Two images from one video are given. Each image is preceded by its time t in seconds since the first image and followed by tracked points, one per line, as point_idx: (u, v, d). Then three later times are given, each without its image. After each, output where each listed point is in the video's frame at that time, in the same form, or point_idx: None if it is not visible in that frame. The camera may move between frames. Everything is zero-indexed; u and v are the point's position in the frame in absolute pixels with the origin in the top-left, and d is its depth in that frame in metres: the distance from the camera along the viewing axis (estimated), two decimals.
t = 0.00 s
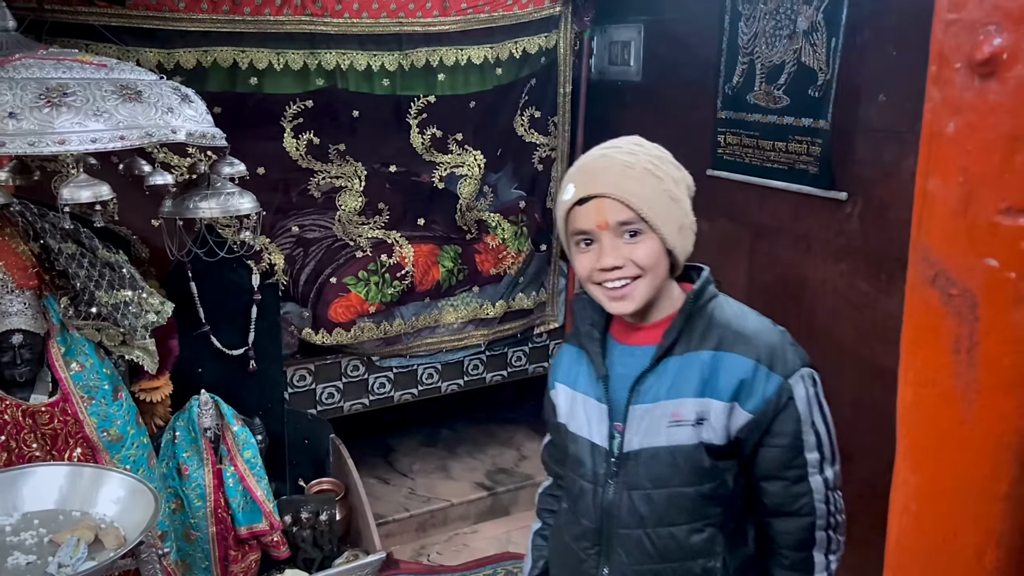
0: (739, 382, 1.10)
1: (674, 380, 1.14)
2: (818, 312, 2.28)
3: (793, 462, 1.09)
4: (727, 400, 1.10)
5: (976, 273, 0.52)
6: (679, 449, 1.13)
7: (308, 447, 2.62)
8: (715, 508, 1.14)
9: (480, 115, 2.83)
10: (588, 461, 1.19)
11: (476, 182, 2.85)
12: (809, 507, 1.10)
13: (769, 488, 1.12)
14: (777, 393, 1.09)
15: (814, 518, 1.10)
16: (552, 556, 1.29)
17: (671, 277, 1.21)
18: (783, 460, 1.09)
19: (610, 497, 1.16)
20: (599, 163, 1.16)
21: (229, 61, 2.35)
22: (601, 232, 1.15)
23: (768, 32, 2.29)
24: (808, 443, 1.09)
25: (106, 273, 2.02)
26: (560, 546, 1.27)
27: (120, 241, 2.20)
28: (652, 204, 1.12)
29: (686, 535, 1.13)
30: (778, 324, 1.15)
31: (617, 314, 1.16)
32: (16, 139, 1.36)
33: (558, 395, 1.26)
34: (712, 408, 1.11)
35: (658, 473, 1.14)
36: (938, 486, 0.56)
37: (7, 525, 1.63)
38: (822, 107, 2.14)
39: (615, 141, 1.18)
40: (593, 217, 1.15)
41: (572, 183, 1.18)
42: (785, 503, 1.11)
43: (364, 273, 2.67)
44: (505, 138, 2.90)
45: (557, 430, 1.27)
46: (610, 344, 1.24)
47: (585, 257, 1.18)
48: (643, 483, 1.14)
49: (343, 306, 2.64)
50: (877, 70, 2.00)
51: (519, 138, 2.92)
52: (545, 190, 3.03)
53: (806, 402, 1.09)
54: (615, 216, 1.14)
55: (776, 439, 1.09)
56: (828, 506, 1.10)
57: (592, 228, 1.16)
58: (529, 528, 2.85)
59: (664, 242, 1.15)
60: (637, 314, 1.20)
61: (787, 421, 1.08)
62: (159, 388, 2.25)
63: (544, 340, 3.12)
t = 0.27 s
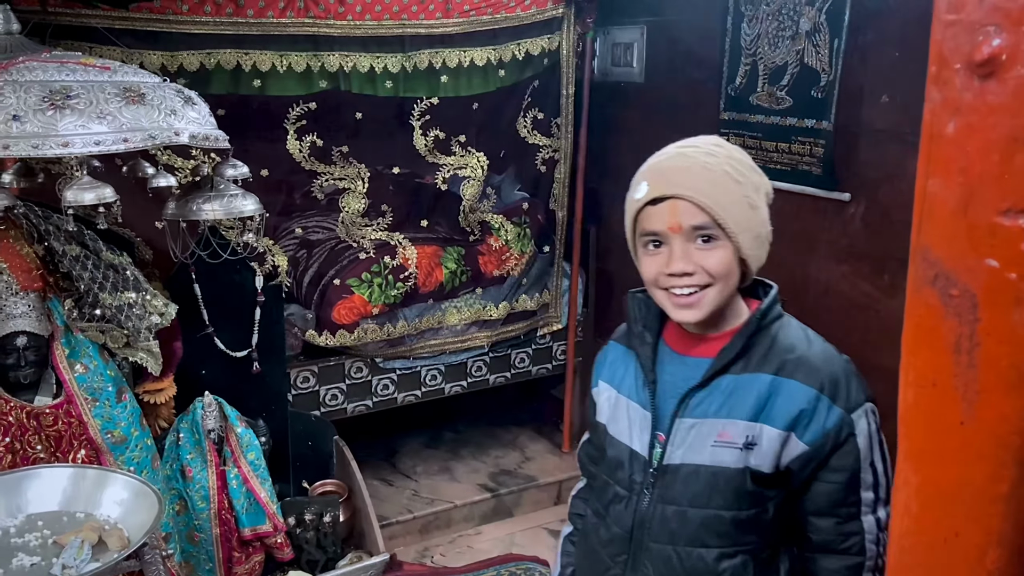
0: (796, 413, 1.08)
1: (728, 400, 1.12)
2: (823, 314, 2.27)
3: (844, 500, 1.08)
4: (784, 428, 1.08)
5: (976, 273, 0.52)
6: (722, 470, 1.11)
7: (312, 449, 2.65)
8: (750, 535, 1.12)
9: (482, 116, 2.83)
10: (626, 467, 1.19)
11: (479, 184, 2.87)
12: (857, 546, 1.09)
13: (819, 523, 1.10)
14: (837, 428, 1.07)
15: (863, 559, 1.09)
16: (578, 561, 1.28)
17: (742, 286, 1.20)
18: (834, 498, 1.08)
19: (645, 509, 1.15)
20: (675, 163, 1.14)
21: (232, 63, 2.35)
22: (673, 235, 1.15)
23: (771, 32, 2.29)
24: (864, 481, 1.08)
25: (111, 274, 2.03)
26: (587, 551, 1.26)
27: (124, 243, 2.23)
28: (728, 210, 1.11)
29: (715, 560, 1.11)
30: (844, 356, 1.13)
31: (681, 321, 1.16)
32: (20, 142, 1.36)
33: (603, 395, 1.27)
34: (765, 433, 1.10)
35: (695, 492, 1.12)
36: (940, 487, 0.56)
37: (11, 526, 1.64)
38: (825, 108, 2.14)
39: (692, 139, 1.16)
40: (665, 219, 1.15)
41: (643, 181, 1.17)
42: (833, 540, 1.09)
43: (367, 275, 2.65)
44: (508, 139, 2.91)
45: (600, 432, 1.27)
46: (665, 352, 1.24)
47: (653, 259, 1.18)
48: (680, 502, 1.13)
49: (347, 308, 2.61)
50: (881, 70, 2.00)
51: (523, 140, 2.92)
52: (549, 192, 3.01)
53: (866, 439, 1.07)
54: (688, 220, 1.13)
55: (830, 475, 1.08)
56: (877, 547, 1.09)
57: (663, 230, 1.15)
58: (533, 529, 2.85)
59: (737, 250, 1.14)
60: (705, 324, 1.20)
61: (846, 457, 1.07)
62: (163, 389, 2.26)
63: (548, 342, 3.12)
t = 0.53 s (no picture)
0: (818, 430, 1.07)
1: (748, 409, 1.12)
2: (828, 315, 2.27)
3: (861, 520, 1.06)
4: (804, 444, 1.07)
5: (982, 275, 0.51)
6: (734, 479, 1.11)
7: (317, 450, 2.63)
8: (761, 548, 1.11)
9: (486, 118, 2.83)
10: (639, 468, 1.20)
11: (483, 185, 2.88)
12: (874, 568, 1.06)
13: (834, 542, 1.08)
14: (859, 448, 1.05)
15: None
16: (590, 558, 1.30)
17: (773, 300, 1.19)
18: (851, 518, 1.06)
19: (656, 511, 1.16)
20: (718, 167, 1.13)
21: (237, 65, 2.36)
22: (710, 240, 1.13)
23: (776, 33, 2.28)
24: (885, 503, 1.05)
25: (116, 277, 2.03)
26: (598, 547, 1.27)
27: (130, 245, 2.25)
28: (769, 217, 1.10)
29: (720, 569, 1.11)
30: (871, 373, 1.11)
31: (711, 329, 1.15)
32: (25, 145, 1.37)
33: (622, 393, 1.28)
34: (783, 447, 1.09)
35: (706, 500, 1.12)
36: (946, 489, 0.55)
37: (18, 527, 1.64)
38: (830, 109, 2.13)
39: (736, 143, 1.16)
40: (703, 223, 1.14)
41: (684, 183, 1.16)
42: (850, 561, 1.07)
43: (371, 276, 2.65)
44: (511, 141, 2.91)
45: (617, 429, 1.28)
46: (689, 355, 1.24)
47: (687, 263, 1.17)
48: (691, 508, 1.13)
49: (352, 309, 2.60)
50: (886, 71, 1.99)
51: (527, 141, 2.91)
52: (553, 193, 3.01)
53: (889, 460, 1.05)
54: (727, 226, 1.12)
55: (850, 494, 1.06)
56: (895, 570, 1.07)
57: (700, 233, 1.14)
58: (537, 531, 2.85)
59: (774, 259, 1.13)
60: (735, 334, 1.18)
61: (866, 477, 1.05)
62: (169, 392, 2.26)
63: (552, 343, 3.12)
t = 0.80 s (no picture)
0: (822, 430, 1.06)
1: (751, 408, 1.11)
2: (833, 316, 2.26)
3: (861, 520, 1.06)
4: (807, 443, 1.06)
5: (988, 275, 0.51)
6: (737, 478, 1.10)
7: (321, 452, 2.64)
8: (758, 546, 1.10)
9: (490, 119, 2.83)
10: (639, 466, 1.19)
11: (487, 186, 2.86)
12: (873, 568, 1.07)
13: (834, 542, 1.08)
14: (862, 448, 1.05)
15: None
16: (584, 558, 1.29)
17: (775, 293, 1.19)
18: (851, 518, 1.07)
19: (655, 509, 1.15)
20: (696, 173, 1.13)
21: (241, 67, 2.36)
22: (701, 245, 1.13)
23: (780, 34, 2.28)
24: (885, 504, 1.06)
25: (121, 279, 2.04)
26: (593, 545, 1.26)
27: (134, 247, 2.23)
28: (757, 213, 1.10)
29: (718, 568, 1.10)
30: (874, 374, 1.11)
31: (721, 332, 1.14)
32: (30, 148, 1.37)
33: (622, 391, 1.28)
34: (786, 446, 1.08)
35: (705, 499, 1.11)
36: (953, 490, 0.55)
37: (23, 530, 1.64)
38: (835, 109, 2.13)
39: (709, 147, 1.16)
40: (692, 230, 1.13)
41: (666, 195, 1.16)
42: (848, 562, 1.07)
43: (375, 278, 2.66)
44: (515, 142, 2.91)
45: (615, 428, 1.27)
46: (691, 355, 1.24)
47: (684, 272, 1.16)
48: (690, 506, 1.12)
49: (356, 311, 2.63)
50: (891, 71, 1.99)
51: (531, 143, 2.91)
52: (557, 194, 3.00)
53: (890, 461, 1.05)
54: (716, 228, 1.11)
55: (851, 494, 1.07)
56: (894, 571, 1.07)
57: (691, 241, 1.14)
58: (542, 533, 2.85)
59: (768, 253, 1.12)
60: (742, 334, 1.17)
61: (868, 477, 1.06)
62: (174, 394, 2.25)
63: (557, 344, 3.12)
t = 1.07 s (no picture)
0: (804, 427, 1.07)
1: (734, 407, 1.12)
2: (835, 317, 2.25)
3: (845, 518, 1.07)
4: (790, 441, 1.07)
5: (987, 275, 0.51)
6: (722, 476, 1.10)
7: (324, 454, 2.65)
8: (744, 544, 1.11)
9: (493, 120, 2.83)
10: (624, 466, 1.19)
11: (490, 188, 2.87)
12: (855, 566, 1.08)
13: (817, 539, 1.09)
14: (844, 446, 1.06)
15: None
16: (565, 560, 1.29)
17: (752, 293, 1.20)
18: (836, 515, 1.07)
19: (639, 510, 1.15)
20: (669, 177, 1.16)
21: (244, 70, 2.37)
22: (674, 247, 1.15)
23: (783, 34, 2.27)
24: (868, 501, 1.06)
25: (124, 281, 2.04)
26: (575, 546, 1.26)
27: (137, 250, 2.23)
28: (726, 215, 1.12)
29: (702, 567, 1.10)
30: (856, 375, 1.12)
31: (696, 332, 1.16)
32: (32, 150, 1.37)
33: (608, 394, 1.28)
34: (770, 444, 1.09)
35: (692, 497, 1.11)
36: (953, 491, 0.55)
37: (26, 532, 1.64)
38: (838, 110, 2.12)
39: (685, 151, 1.19)
40: (665, 233, 1.16)
41: (641, 199, 1.19)
42: (828, 559, 1.08)
43: (378, 280, 2.68)
44: (518, 144, 2.90)
45: (601, 431, 1.27)
46: (677, 356, 1.25)
47: (658, 274, 1.18)
48: (676, 504, 1.12)
49: (359, 313, 2.65)
50: (894, 71, 1.98)
51: (534, 144, 2.91)
52: (560, 196, 3.01)
53: (872, 460, 1.06)
54: (687, 230, 1.14)
55: (833, 492, 1.07)
56: (874, 569, 1.08)
57: (664, 243, 1.16)
58: (545, 534, 2.85)
59: (741, 255, 1.14)
60: (717, 334, 1.19)
61: (849, 475, 1.06)
62: (176, 396, 2.25)
63: (560, 346, 3.11)
